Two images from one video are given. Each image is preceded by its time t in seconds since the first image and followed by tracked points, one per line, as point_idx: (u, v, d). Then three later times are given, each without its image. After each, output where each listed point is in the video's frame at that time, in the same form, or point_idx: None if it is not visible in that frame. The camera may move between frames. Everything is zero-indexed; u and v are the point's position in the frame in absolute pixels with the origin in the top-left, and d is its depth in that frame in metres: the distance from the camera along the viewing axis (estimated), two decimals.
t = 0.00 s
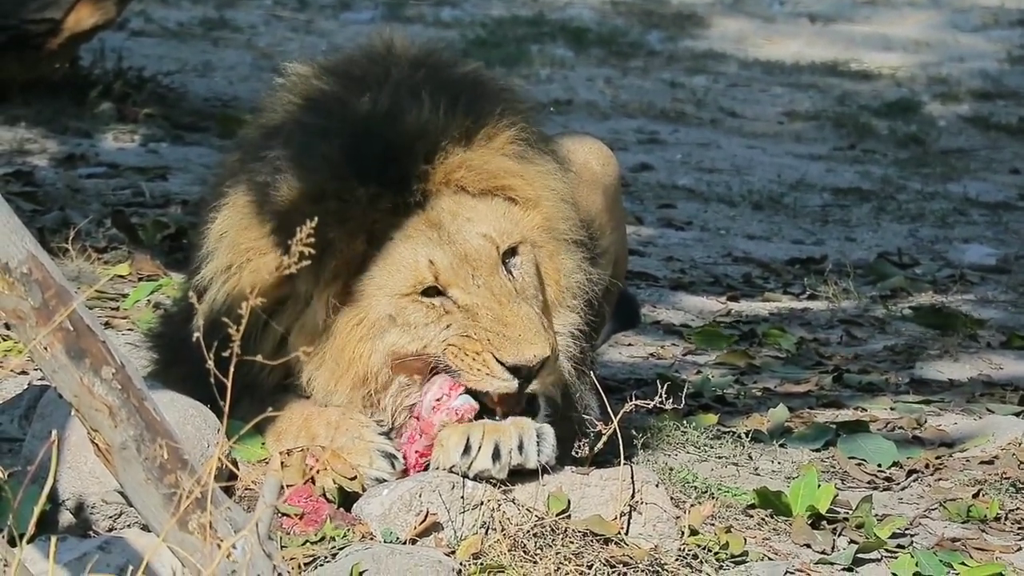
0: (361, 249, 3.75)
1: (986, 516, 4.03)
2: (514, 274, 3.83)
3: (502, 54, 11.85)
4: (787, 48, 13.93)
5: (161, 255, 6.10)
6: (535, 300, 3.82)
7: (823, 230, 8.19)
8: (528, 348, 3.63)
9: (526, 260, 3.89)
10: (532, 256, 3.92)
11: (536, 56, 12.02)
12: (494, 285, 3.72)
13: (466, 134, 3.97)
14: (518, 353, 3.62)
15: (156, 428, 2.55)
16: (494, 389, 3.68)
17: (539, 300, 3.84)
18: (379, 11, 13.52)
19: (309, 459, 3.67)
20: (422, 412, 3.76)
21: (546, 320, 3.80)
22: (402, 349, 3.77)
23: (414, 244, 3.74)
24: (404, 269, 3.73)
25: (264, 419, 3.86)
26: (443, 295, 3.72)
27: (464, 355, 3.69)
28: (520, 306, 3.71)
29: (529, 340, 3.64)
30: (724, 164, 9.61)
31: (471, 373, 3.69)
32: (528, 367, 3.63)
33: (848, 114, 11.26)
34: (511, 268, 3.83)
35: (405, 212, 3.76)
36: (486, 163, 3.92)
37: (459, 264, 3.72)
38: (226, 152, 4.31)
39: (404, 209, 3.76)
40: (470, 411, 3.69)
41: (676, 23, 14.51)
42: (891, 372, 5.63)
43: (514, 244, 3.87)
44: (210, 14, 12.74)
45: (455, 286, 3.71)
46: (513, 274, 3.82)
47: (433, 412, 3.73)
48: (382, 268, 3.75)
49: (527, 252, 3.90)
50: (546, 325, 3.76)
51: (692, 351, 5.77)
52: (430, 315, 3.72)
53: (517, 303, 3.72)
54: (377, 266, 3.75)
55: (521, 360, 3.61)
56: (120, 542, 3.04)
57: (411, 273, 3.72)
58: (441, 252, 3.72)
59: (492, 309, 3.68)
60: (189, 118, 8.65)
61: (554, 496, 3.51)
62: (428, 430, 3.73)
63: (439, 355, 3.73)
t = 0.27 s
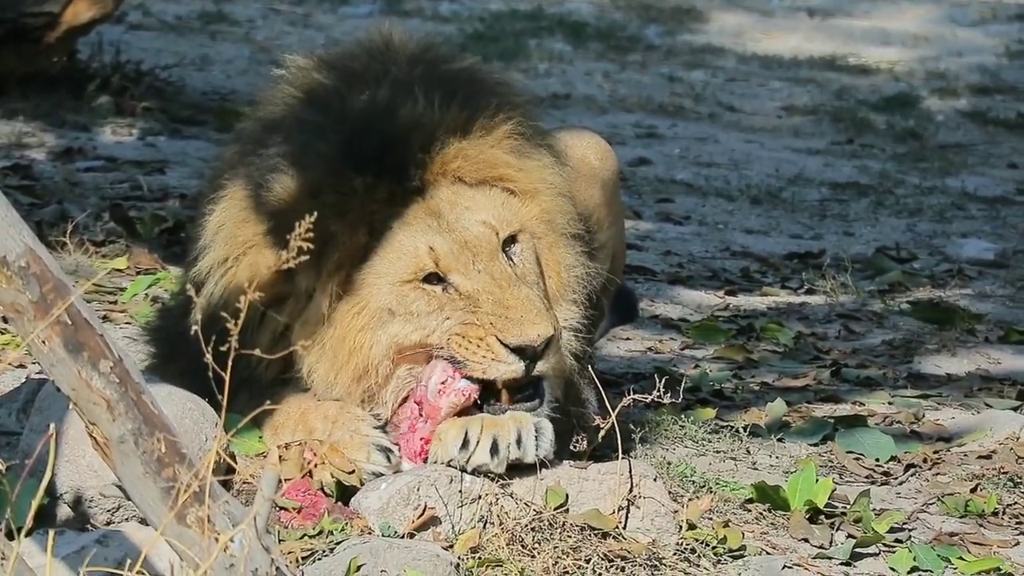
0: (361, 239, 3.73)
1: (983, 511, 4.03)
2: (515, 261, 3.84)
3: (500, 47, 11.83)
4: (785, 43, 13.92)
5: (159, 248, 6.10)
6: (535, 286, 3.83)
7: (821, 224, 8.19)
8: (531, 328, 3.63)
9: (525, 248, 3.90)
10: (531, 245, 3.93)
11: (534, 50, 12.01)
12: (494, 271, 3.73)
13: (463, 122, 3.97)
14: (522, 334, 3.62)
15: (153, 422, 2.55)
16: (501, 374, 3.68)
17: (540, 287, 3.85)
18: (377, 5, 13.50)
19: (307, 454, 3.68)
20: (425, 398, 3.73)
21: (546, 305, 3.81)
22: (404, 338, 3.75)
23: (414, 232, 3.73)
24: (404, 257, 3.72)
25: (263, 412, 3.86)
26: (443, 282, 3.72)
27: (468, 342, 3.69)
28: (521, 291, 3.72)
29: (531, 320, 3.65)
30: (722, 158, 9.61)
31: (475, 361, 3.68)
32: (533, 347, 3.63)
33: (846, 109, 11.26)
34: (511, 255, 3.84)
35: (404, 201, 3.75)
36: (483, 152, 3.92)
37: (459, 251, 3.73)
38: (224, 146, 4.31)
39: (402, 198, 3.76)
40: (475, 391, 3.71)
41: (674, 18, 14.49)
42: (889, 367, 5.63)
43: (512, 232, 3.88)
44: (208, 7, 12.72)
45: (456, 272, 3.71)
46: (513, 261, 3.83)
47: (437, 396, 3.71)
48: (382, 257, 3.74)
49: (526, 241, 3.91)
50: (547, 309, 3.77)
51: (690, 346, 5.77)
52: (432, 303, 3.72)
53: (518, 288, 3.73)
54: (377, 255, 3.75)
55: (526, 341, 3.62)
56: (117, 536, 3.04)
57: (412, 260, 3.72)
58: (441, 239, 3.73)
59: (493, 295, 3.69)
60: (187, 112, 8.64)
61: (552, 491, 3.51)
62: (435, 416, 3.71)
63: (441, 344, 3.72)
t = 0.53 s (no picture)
0: (365, 233, 3.74)
1: (983, 506, 4.03)
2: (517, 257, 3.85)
3: (499, 43, 11.83)
4: (784, 38, 13.91)
5: (158, 244, 6.09)
6: (539, 281, 3.84)
7: (821, 220, 8.18)
8: (538, 323, 3.62)
9: (527, 245, 3.92)
10: (534, 240, 3.94)
11: (533, 46, 12.00)
12: (499, 266, 3.74)
13: (466, 117, 3.97)
14: (528, 328, 3.61)
15: (153, 418, 2.55)
16: (508, 368, 3.65)
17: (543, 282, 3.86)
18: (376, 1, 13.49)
19: (307, 450, 3.67)
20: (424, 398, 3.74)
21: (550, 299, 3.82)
22: (410, 335, 3.75)
23: (418, 227, 3.74)
24: (409, 251, 3.73)
25: (262, 409, 3.86)
26: (448, 277, 3.73)
27: (474, 341, 3.68)
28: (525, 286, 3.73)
29: (538, 313, 3.64)
30: (722, 154, 9.60)
31: (480, 357, 3.67)
32: (540, 342, 3.62)
33: (845, 104, 11.25)
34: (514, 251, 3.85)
35: (408, 195, 3.76)
36: (487, 147, 3.92)
37: (463, 246, 3.73)
38: (223, 142, 4.30)
39: (406, 191, 3.76)
40: (471, 394, 3.67)
41: (673, 13, 14.48)
42: (888, 363, 5.63)
43: (516, 227, 3.89)
44: (207, 3, 12.71)
45: (460, 267, 3.71)
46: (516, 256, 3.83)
47: (434, 396, 3.71)
48: (387, 252, 3.75)
49: (529, 236, 3.92)
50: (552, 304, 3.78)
51: (689, 342, 5.77)
52: (437, 299, 3.71)
53: (523, 283, 3.73)
54: (382, 250, 3.75)
55: (533, 336, 3.61)
56: (117, 531, 3.04)
57: (417, 256, 3.72)
58: (446, 234, 3.73)
59: (499, 290, 3.69)
60: (186, 108, 8.64)
61: (551, 487, 3.51)
62: (430, 415, 3.71)
63: (445, 339, 3.72)
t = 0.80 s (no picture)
0: (371, 228, 3.70)
1: (981, 506, 4.03)
2: (516, 262, 3.86)
3: (498, 43, 11.83)
4: (782, 38, 13.91)
5: (156, 245, 6.09)
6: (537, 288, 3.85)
7: (819, 220, 8.18)
8: (528, 324, 3.66)
9: (526, 250, 3.92)
10: (533, 246, 3.95)
11: (531, 46, 12.00)
12: (500, 271, 3.75)
13: (475, 118, 3.97)
14: (518, 328, 3.65)
15: (152, 418, 2.55)
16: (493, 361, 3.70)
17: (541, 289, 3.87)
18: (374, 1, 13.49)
19: (305, 450, 3.67)
20: (426, 399, 3.75)
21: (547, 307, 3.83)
22: (405, 332, 3.75)
23: (422, 224, 3.73)
24: (411, 247, 3.72)
25: (259, 408, 3.85)
26: (447, 277, 3.73)
27: (464, 334, 3.71)
28: (524, 292, 3.74)
29: (531, 315, 3.68)
30: (720, 154, 9.60)
31: (466, 351, 3.71)
32: (529, 342, 3.66)
33: (843, 104, 11.26)
34: (513, 256, 3.86)
35: (414, 190, 3.75)
36: (495, 151, 3.92)
37: (465, 249, 3.74)
38: (221, 141, 4.30)
39: (412, 186, 3.76)
40: (476, 397, 3.72)
41: (672, 13, 14.48)
42: (887, 362, 5.63)
43: (516, 233, 3.89)
44: (205, 3, 12.70)
45: (461, 269, 3.73)
46: (515, 262, 3.85)
47: (438, 399, 3.73)
48: (388, 246, 3.73)
49: (528, 243, 3.93)
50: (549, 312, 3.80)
51: (687, 341, 5.77)
52: (435, 297, 3.72)
53: (522, 289, 3.75)
54: (385, 244, 3.73)
55: (522, 336, 3.65)
56: (115, 531, 3.04)
57: (419, 253, 3.71)
58: (449, 235, 3.73)
59: (498, 295, 3.70)
60: (184, 108, 8.64)
61: (549, 487, 3.52)
62: (433, 418, 3.73)
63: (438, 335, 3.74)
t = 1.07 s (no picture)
0: (370, 223, 3.72)
1: (981, 509, 4.03)
2: (515, 267, 3.84)
3: (498, 45, 11.83)
4: (783, 41, 13.92)
5: (157, 247, 6.09)
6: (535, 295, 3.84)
7: (819, 223, 8.19)
8: (525, 341, 3.62)
9: (525, 256, 3.89)
10: (533, 252, 3.93)
11: (532, 49, 12.00)
12: (498, 275, 3.74)
13: (479, 120, 3.98)
14: (516, 344, 3.62)
15: (151, 421, 2.55)
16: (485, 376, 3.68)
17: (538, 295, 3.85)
18: (375, 3, 13.50)
19: (305, 453, 3.67)
20: (424, 403, 3.72)
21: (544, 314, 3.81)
22: (401, 332, 3.74)
23: (422, 224, 3.73)
24: (411, 247, 3.72)
25: (259, 410, 3.84)
26: (445, 278, 3.73)
27: (460, 342, 3.70)
28: (521, 298, 3.73)
29: (528, 330, 3.64)
30: (720, 157, 9.60)
31: (462, 358, 3.70)
32: (525, 359, 3.63)
33: (843, 106, 11.26)
34: (512, 261, 3.85)
35: (415, 190, 3.76)
36: (499, 154, 3.93)
37: (464, 251, 3.73)
38: (222, 143, 4.30)
39: (414, 185, 3.77)
40: (473, 399, 3.68)
41: (672, 16, 14.48)
42: (887, 365, 5.63)
43: (517, 237, 3.88)
44: (206, 5, 12.71)
45: (458, 271, 3.72)
46: (514, 267, 3.83)
47: (436, 403, 3.69)
48: (388, 245, 3.73)
49: (528, 248, 3.91)
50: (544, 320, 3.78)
51: (687, 344, 5.77)
52: (432, 298, 3.71)
53: (519, 294, 3.73)
54: (384, 242, 3.73)
55: (519, 352, 3.61)
56: (115, 534, 3.04)
57: (418, 253, 3.71)
58: (449, 235, 3.73)
59: (495, 299, 3.69)
60: (184, 110, 8.65)
61: (550, 490, 3.52)
62: (431, 421, 3.69)
63: (434, 337, 3.73)
